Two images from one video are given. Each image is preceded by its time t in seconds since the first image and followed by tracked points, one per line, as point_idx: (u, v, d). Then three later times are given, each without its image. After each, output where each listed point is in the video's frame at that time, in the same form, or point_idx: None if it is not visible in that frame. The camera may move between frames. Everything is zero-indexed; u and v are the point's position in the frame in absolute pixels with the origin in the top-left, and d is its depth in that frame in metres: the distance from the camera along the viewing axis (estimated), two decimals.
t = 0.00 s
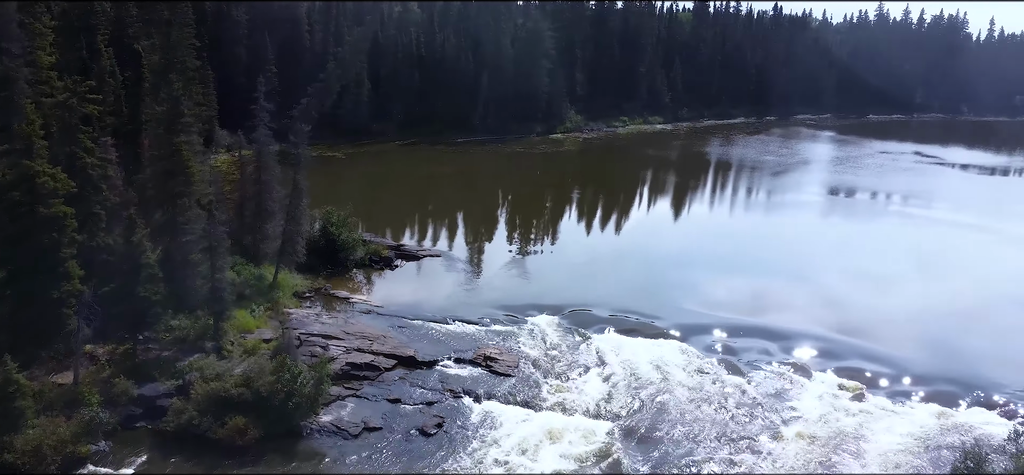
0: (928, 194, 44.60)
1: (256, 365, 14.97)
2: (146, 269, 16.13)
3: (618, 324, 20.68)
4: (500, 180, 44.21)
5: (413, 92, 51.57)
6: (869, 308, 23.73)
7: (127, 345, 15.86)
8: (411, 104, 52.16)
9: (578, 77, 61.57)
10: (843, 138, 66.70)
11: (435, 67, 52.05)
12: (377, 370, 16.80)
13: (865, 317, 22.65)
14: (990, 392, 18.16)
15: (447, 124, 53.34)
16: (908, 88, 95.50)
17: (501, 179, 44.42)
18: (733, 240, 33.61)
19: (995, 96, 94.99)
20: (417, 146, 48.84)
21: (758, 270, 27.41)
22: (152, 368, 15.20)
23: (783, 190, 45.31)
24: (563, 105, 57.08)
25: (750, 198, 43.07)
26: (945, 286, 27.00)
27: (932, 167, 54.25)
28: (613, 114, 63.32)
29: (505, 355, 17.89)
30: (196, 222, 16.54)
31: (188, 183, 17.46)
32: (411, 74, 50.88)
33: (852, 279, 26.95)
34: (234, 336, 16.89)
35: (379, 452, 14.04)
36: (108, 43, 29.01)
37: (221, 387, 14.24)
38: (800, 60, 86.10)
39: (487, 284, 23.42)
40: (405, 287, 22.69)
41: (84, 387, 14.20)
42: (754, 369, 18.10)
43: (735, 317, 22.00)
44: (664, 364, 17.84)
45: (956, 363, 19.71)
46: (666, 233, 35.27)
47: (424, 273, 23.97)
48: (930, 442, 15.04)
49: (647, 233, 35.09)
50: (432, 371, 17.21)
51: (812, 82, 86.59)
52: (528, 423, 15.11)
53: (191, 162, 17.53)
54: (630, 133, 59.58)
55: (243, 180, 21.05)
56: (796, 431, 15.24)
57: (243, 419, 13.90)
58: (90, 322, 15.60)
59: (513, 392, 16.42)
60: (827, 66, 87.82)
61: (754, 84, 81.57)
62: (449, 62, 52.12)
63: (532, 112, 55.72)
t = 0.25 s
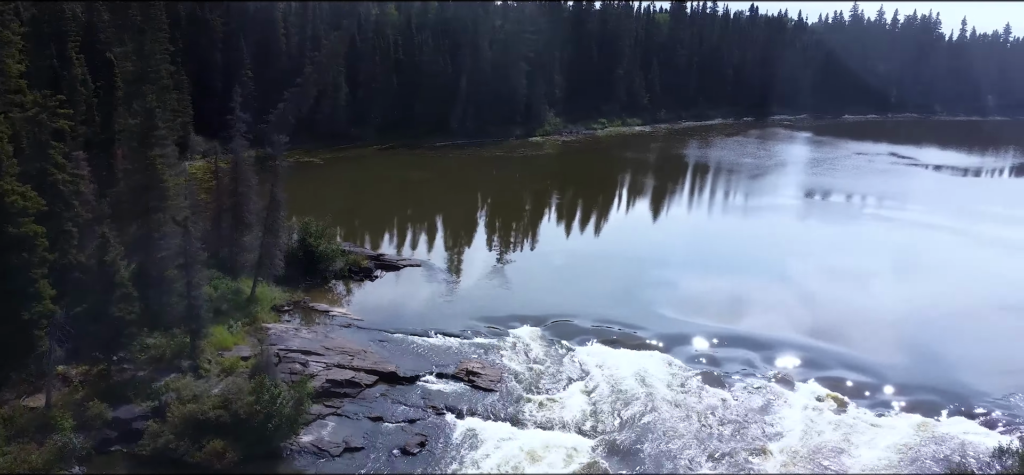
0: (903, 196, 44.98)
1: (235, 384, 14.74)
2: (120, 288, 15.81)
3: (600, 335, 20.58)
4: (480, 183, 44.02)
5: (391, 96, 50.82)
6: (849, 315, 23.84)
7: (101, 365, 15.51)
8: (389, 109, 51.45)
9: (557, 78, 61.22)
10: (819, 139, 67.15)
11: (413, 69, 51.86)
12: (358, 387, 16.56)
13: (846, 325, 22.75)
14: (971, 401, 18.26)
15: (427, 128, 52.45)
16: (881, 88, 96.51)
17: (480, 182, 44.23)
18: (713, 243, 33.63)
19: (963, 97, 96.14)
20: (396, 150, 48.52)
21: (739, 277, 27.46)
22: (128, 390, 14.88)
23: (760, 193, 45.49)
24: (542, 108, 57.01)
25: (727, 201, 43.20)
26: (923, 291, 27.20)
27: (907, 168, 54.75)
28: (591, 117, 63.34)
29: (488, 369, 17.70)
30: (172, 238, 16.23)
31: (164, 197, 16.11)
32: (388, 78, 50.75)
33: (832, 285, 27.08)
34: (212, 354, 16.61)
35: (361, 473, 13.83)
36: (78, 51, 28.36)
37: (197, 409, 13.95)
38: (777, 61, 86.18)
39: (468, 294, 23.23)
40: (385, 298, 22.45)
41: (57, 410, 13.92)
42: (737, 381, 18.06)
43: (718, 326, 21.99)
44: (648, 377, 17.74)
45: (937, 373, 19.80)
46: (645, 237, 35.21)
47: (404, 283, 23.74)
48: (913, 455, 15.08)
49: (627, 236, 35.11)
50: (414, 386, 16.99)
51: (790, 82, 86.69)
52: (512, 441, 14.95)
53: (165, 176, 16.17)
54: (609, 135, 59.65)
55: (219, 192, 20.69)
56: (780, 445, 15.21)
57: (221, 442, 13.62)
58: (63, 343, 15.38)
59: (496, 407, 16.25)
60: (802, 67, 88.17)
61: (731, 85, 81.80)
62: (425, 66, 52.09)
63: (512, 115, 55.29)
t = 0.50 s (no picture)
0: (877, 198, 45.38)
1: (212, 406, 14.43)
2: (92, 309, 15.38)
3: (583, 346, 20.47)
4: (459, 188, 43.83)
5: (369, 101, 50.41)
6: (829, 321, 23.91)
7: (73, 387, 15.46)
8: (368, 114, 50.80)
9: (536, 80, 61.03)
10: (795, 140, 67.65)
11: (392, 73, 51.31)
12: (339, 404, 16.30)
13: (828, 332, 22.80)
14: (952, 410, 18.29)
15: (406, 132, 52.00)
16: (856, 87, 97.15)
17: (459, 187, 44.05)
18: (691, 248, 33.66)
19: (939, 96, 98.45)
20: (374, 154, 48.19)
21: (720, 284, 27.48)
22: (102, 410, 14.71)
23: (737, 196, 45.67)
24: (520, 111, 56.87)
25: (704, 204, 43.31)
26: (901, 296, 27.37)
27: (883, 170, 55.23)
28: (570, 119, 63.30)
29: (470, 383, 17.51)
30: (146, 255, 15.67)
31: (138, 212, 15.64)
32: (366, 82, 49.72)
33: (811, 291, 27.17)
34: (188, 373, 16.45)
35: None
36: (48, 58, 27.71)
37: (174, 432, 13.59)
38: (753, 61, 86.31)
39: (448, 306, 23.02)
40: (365, 311, 22.21)
41: (28, 435, 13.58)
42: (721, 393, 17.99)
43: (700, 334, 21.96)
44: (631, 389, 17.62)
45: (919, 381, 19.87)
46: (623, 241, 35.15)
47: (384, 295, 23.49)
48: (897, 468, 15.06)
49: (607, 242, 35.07)
50: (396, 402, 16.77)
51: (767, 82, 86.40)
52: (496, 458, 14.73)
53: (138, 191, 15.72)
54: (587, 137, 59.66)
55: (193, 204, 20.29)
56: (765, 459, 15.14)
57: (196, 464, 13.17)
58: (35, 364, 15.09)
59: (479, 424, 16.05)
60: (780, 66, 87.51)
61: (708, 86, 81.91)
62: (402, 70, 51.52)
63: (490, 119, 55.30)
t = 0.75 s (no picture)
0: (852, 199, 45.67)
1: (189, 428, 14.21)
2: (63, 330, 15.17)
3: (566, 358, 20.33)
4: (438, 193, 43.60)
5: (346, 107, 49.56)
6: (810, 329, 24.01)
7: (46, 411, 14.68)
8: (344, 117, 49.75)
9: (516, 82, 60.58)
10: (772, 141, 68.03)
11: (370, 77, 50.89)
12: (320, 422, 16.04)
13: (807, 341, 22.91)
14: (933, 419, 18.39)
15: (383, 136, 51.06)
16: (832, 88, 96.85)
17: (438, 191, 43.80)
18: (670, 251, 33.62)
19: (912, 94, 100.46)
20: (352, 159, 47.56)
21: (700, 290, 27.50)
22: (75, 434, 14.24)
23: (715, 198, 45.75)
24: (499, 113, 56.56)
25: (682, 207, 43.44)
26: (878, 301, 27.58)
27: (858, 170, 55.73)
28: (549, 120, 63.16)
29: (453, 398, 17.30)
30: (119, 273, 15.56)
31: (111, 227, 15.44)
32: (343, 86, 49.33)
33: (790, 297, 27.29)
34: (165, 393, 16.08)
35: None
36: (15, 65, 26.93)
37: (150, 456, 13.33)
38: (729, 63, 86.01)
39: (429, 317, 22.78)
40: (344, 323, 21.94)
41: None
42: (705, 404, 17.94)
43: (682, 342, 21.95)
44: (615, 402, 17.52)
45: (899, 390, 19.96)
46: (602, 245, 35.01)
47: (363, 307, 23.20)
48: None
49: (588, 245, 34.94)
50: (378, 419, 16.53)
51: (743, 83, 86.31)
52: None
53: (111, 205, 15.50)
54: (565, 140, 59.67)
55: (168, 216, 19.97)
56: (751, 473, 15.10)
57: None
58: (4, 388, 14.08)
59: (463, 440, 15.86)
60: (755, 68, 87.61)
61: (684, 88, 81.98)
62: (380, 74, 51.01)
63: (468, 122, 54.58)
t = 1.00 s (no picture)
0: (829, 201, 45.94)
1: (165, 451, 14.11)
2: (36, 354, 14.62)
3: (548, 369, 20.20)
4: (417, 197, 43.41)
5: (324, 111, 48.65)
6: (792, 335, 24.07)
7: (18, 435, 14.32)
8: (322, 121, 49.05)
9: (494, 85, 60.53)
10: (749, 142, 68.38)
11: (347, 81, 50.23)
12: (300, 442, 15.77)
13: (789, 347, 22.98)
14: (916, 427, 18.50)
15: (361, 139, 50.56)
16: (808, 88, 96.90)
17: (417, 196, 43.61)
18: (650, 254, 33.53)
19: (886, 94, 101.74)
20: (330, 164, 47.03)
21: (682, 295, 27.49)
22: (48, 459, 13.78)
23: (693, 201, 45.81)
24: (478, 116, 56.30)
25: (660, 209, 43.63)
26: (858, 305, 27.74)
27: (833, 171, 56.28)
28: (527, 123, 63.13)
29: (435, 414, 17.10)
30: (92, 295, 15.29)
31: (82, 244, 15.28)
32: (321, 90, 48.67)
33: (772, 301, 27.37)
34: (140, 413, 15.74)
35: None
36: None
37: None
38: (706, 64, 86.15)
39: (409, 328, 22.58)
40: (324, 335, 21.65)
41: None
42: (690, 417, 17.88)
43: (664, 351, 21.93)
44: (599, 416, 17.41)
45: (880, 397, 20.08)
46: (582, 249, 34.86)
47: (343, 318, 22.93)
48: None
49: (568, 249, 34.91)
50: (359, 437, 16.30)
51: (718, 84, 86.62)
52: None
53: (84, 222, 15.34)
54: (543, 142, 59.73)
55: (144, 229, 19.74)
56: None
57: None
58: None
59: (447, 458, 15.68)
60: (732, 68, 87.81)
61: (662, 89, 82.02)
62: (358, 78, 50.31)
63: (447, 127, 54.33)
